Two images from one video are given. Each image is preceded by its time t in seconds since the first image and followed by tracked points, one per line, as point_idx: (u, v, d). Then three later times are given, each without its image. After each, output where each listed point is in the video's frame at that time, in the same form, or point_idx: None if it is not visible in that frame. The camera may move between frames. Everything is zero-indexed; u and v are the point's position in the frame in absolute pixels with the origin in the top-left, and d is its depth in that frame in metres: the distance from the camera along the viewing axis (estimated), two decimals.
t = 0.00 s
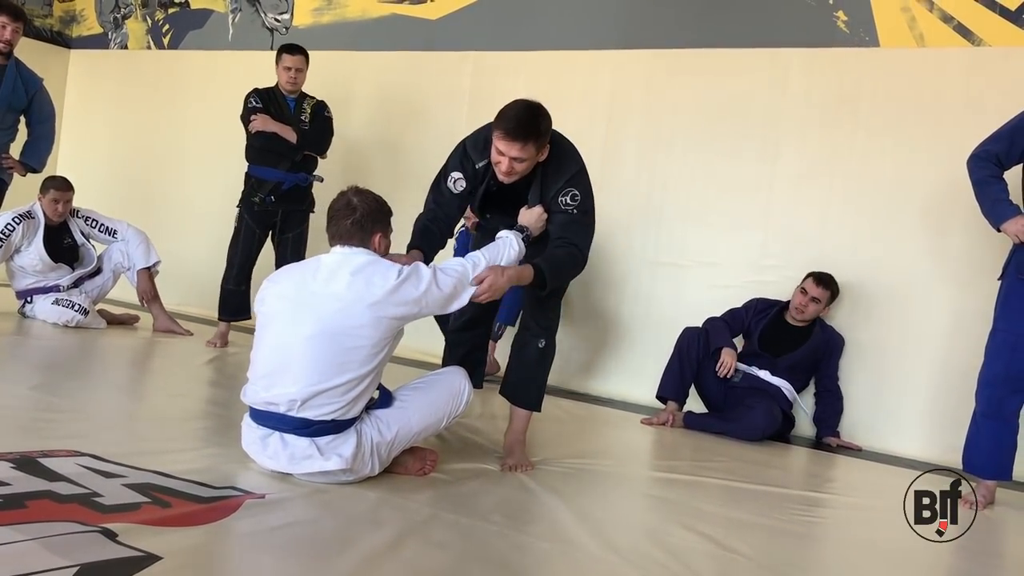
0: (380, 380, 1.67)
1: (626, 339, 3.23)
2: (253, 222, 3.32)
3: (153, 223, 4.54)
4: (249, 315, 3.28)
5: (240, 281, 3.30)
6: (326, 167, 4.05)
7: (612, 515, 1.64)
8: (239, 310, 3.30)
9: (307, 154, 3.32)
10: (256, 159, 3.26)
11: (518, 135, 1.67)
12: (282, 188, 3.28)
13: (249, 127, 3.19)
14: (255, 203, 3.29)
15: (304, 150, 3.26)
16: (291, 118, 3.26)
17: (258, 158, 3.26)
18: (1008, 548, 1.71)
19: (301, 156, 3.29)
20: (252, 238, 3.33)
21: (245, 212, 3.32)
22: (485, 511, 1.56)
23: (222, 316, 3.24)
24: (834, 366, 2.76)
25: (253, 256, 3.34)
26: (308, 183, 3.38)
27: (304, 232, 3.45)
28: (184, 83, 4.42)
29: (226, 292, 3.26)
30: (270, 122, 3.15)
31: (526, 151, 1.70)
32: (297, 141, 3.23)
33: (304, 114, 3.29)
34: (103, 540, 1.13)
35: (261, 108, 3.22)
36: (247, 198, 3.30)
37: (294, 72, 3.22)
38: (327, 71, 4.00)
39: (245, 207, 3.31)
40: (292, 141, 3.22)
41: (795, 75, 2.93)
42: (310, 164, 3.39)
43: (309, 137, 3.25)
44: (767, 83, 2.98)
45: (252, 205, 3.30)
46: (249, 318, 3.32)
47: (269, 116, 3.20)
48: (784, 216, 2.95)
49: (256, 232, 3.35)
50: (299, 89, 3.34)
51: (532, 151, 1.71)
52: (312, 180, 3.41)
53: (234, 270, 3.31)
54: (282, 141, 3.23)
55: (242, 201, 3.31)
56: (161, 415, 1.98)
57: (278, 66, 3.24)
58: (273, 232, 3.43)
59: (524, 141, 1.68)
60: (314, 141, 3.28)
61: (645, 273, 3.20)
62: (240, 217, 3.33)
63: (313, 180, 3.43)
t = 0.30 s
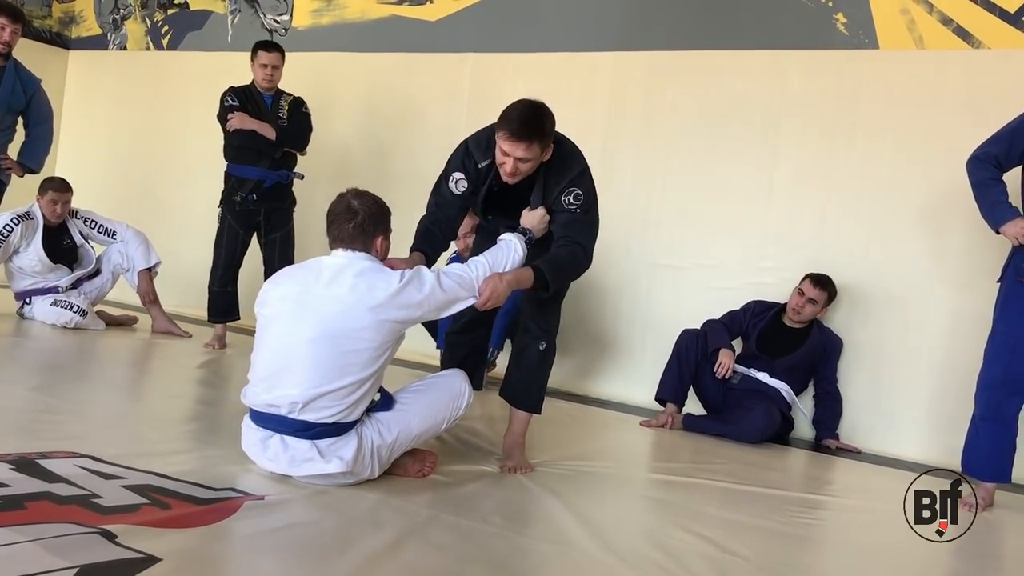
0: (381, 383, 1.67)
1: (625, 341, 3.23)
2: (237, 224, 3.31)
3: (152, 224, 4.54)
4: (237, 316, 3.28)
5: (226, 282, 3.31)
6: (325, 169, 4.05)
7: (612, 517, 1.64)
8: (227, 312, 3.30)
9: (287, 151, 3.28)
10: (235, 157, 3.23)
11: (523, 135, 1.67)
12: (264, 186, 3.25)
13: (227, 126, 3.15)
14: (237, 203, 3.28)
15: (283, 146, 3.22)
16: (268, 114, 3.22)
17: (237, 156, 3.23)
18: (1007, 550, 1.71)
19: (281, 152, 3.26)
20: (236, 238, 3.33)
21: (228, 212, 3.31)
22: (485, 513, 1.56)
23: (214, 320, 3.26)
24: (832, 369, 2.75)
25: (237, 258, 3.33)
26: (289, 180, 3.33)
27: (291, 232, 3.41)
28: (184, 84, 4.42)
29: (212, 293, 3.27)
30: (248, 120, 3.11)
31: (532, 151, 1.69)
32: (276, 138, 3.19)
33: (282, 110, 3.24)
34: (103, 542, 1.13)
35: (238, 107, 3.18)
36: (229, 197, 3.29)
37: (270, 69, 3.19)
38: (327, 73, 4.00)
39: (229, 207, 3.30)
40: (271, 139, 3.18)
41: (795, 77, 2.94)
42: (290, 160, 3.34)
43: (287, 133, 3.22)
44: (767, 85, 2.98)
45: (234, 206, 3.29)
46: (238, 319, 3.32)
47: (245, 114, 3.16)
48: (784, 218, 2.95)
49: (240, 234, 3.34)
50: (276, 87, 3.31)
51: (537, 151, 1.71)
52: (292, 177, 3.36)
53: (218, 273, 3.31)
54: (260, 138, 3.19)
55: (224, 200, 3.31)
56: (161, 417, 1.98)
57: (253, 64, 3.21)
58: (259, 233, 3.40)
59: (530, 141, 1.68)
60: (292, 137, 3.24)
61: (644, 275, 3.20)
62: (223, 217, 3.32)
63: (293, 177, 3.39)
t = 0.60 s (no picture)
0: (381, 384, 1.67)
1: (624, 344, 3.23)
2: (229, 225, 3.30)
3: (151, 225, 4.54)
4: (234, 317, 3.28)
5: (220, 283, 3.30)
6: (324, 170, 4.05)
7: (610, 519, 1.64)
8: (223, 312, 3.30)
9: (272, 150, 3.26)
10: (221, 158, 3.24)
11: (528, 137, 1.67)
12: (251, 186, 3.26)
13: (210, 127, 3.14)
14: (225, 204, 3.28)
15: (267, 145, 3.20)
16: (251, 114, 3.19)
17: (224, 157, 3.23)
18: (1005, 554, 1.71)
19: (266, 151, 3.24)
20: (228, 239, 3.32)
21: (218, 215, 3.31)
22: (484, 515, 1.56)
23: (211, 321, 3.26)
24: (830, 372, 2.76)
25: (231, 257, 3.33)
26: (278, 178, 3.34)
27: (285, 231, 3.41)
28: (184, 86, 4.42)
29: (208, 295, 3.26)
30: (230, 120, 3.09)
31: (536, 153, 1.70)
32: (259, 138, 3.18)
33: (266, 108, 3.21)
34: (102, 543, 1.13)
35: (220, 107, 3.17)
36: (218, 198, 3.29)
37: (253, 69, 3.18)
38: (327, 74, 4.00)
39: (217, 210, 3.30)
40: (253, 138, 3.16)
41: (794, 81, 2.94)
42: (277, 160, 3.34)
43: (270, 132, 3.19)
44: (767, 89, 2.99)
45: (223, 207, 3.29)
46: (235, 319, 3.32)
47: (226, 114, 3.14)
48: (783, 222, 2.96)
49: (232, 234, 3.34)
50: (263, 86, 3.29)
51: (541, 153, 1.72)
52: (281, 175, 3.36)
53: (212, 274, 3.31)
54: (244, 139, 3.18)
55: (213, 202, 3.31)
56: (159, 418, 1.98)
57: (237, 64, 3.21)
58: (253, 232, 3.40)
59: (534, 142, 1.68)
60: (276, 136, 3.21)
61: (643, 278, 3.20)
62: (214, 220, 3.31)
63: (281, 175, 3.38)
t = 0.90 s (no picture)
0: (381, 384, 1.67)
1: (625, 346, 3.23)
2: (225, 224, 3.30)
3: (151, 225, 4.54)
4: (233, 317, 3.28)
5: (219, 282, 3.29)
6: (323, 170, 4.04)
7: (610, 520, 1.64)
8: (223, 312, 3.30)
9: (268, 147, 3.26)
10: (218, 158, 3.22)
11: (534, 134, 1.68)
12: (247, 185, 3.26)
13: (205, 127, 3.16)
14: (221, 203, 3.27)
15: (262, 143, 3.20)
16: (246, 112, 3.20)
17: (220, 156, 3.21)
18: (1004, 557, 1.71)
19: (261, 149, 3.23)
20: (226, 239, 3.32)
21: (215, 214, 3.30)
22: (483, 516, 1.55)
23: (210, 320, 3.26)
24: (830, 375, 2.75)
25: (229, 257, 3.32)
26: (274, 176, 3.33)
27: (281, 230, 3.40)
28: (184, 85, 4.42)
29: (207, 295, 3.26)
30: (224, 120, 3.10)
31: (545, 148, 1.70)
32: (253, 136, 3.17)
33: (260, 106, 3.21)
34: (102, 543, 1.12)
35: (214, 107, 3.17)
36: (215, 198, 3.29)
37: (246, 67, 3.18)
38: (328, 74, 4.00)
39: (215, 209, 3.30)
40: (246, 135, 3.16)
41: (795, 83, 2.95)
42: (274, 158, 3.33)
43: (264, 128, 3.19)
44: (767, 92, 2.99)
45: (220, 206, 3.28)
46: (235, 318, 3.32)
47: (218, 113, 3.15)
48: (783, 224, 2.96)
49: (229, 234, 3.33)
50: (256, 83, 3.30)
51: (550, 148, 1.72)
52: (277, 174, 3.36)
53: (211, 273, 3.31)
54: (238, 138, 3.17)
55: (210, 202, 3.31)
56: (158, 417, 1.97)
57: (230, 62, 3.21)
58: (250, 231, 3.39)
59: (541, 138, 1.68)
60: (272, 131, 3.21)
61: (643, 280, 3.20)
62: (211, 220, 3.31)
63: (279, 174, 3.38)
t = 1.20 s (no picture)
0: (380, 384, 1.66)
1: (625, 347, 3.23)
2: (224, 224, 3.30)
3: (151, 224, 4.53)
4: (233, 316, 3.27)
5: (218, 282, 3.29)
6: (323, 169, 4.04)
7: (609, 521, 1.64)
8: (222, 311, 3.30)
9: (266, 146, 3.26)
10: (215, 157, 3.22)
11: (530, 131, 1.68)
12: (245, 184, 3.26)
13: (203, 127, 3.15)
14: (219, 202, 3.27)
15: (261, 141, 3.20)
16: (243, 111, 3.19)
17: (217, 155, 3.21)
18: (1005, 560, 1.71)
19: (260, 148, 3.23)
20: (224, 238, 3.31)
21: (213, 213, 3.30)
22: (483, 516, 1.55)
23: (209, 320, 3.25)
24: (831, 377, 2.75)
25: (228, 256, 3.32)
26: (272, 175, 3.33)
27: (279, 229, 3.39)
28: (184, 84, 4.42)
29: (206, 294, 3.26)
30: (222, 119, 3.11)
31: (541, 144, 1.70)
32: (252, 136, 3.17)
33: (258, 105, 3.20)
34: (100, 542, 1.12)
35: (212, 106, 3.16)
36: (212, 196, 3.28)
37: (243, 65, 3.17)
38: (328, 73, 4.00)
39: (213, 208, 3.29)
40: (246, 134, 3.16)
41: (795, 84, 2.95)
42: (272, 157, 3.33)
43: (263, 126, 3.18)
44: (768, 92, 2.99)
45: (218, 205, 3.28)
46: (235, 318, 3.32)
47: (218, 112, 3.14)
48: (783, 225, 2.96)
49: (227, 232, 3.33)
50: (253, 81, 3.29)
51: (546, 144, 1.71)
52: (275, 173, 3.35)
53: (209, 272, 3.31)
54: (237, 137, 3.17)
55: (208, 201, 3.30)
56: (158, 416, 1.97)
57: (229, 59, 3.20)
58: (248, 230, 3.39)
59: (537, 135, 1.68)
60: (271, 130, 3.21)
61: (643, 280, 3.20)
62: (209, 219, 3.31)
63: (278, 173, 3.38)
